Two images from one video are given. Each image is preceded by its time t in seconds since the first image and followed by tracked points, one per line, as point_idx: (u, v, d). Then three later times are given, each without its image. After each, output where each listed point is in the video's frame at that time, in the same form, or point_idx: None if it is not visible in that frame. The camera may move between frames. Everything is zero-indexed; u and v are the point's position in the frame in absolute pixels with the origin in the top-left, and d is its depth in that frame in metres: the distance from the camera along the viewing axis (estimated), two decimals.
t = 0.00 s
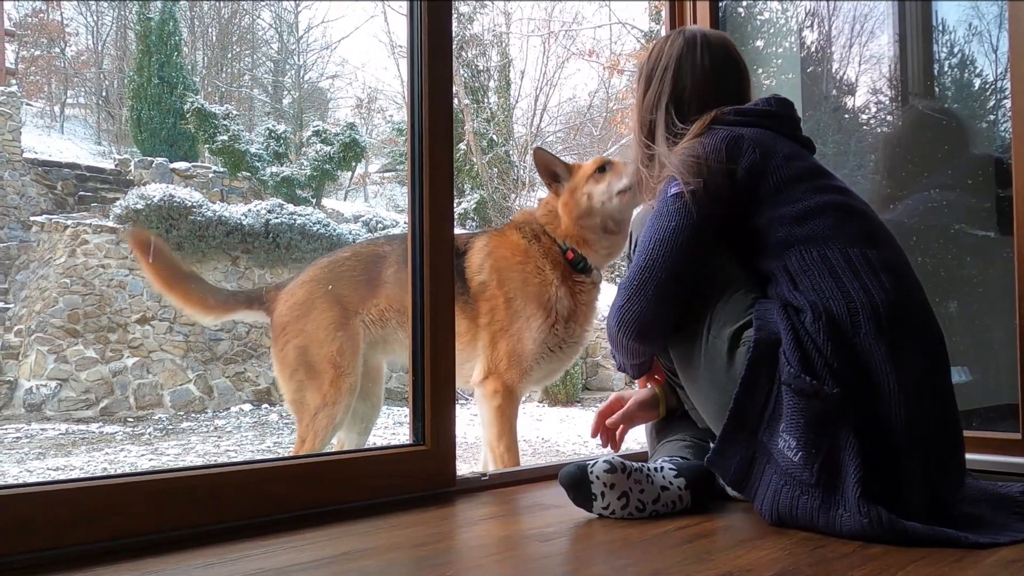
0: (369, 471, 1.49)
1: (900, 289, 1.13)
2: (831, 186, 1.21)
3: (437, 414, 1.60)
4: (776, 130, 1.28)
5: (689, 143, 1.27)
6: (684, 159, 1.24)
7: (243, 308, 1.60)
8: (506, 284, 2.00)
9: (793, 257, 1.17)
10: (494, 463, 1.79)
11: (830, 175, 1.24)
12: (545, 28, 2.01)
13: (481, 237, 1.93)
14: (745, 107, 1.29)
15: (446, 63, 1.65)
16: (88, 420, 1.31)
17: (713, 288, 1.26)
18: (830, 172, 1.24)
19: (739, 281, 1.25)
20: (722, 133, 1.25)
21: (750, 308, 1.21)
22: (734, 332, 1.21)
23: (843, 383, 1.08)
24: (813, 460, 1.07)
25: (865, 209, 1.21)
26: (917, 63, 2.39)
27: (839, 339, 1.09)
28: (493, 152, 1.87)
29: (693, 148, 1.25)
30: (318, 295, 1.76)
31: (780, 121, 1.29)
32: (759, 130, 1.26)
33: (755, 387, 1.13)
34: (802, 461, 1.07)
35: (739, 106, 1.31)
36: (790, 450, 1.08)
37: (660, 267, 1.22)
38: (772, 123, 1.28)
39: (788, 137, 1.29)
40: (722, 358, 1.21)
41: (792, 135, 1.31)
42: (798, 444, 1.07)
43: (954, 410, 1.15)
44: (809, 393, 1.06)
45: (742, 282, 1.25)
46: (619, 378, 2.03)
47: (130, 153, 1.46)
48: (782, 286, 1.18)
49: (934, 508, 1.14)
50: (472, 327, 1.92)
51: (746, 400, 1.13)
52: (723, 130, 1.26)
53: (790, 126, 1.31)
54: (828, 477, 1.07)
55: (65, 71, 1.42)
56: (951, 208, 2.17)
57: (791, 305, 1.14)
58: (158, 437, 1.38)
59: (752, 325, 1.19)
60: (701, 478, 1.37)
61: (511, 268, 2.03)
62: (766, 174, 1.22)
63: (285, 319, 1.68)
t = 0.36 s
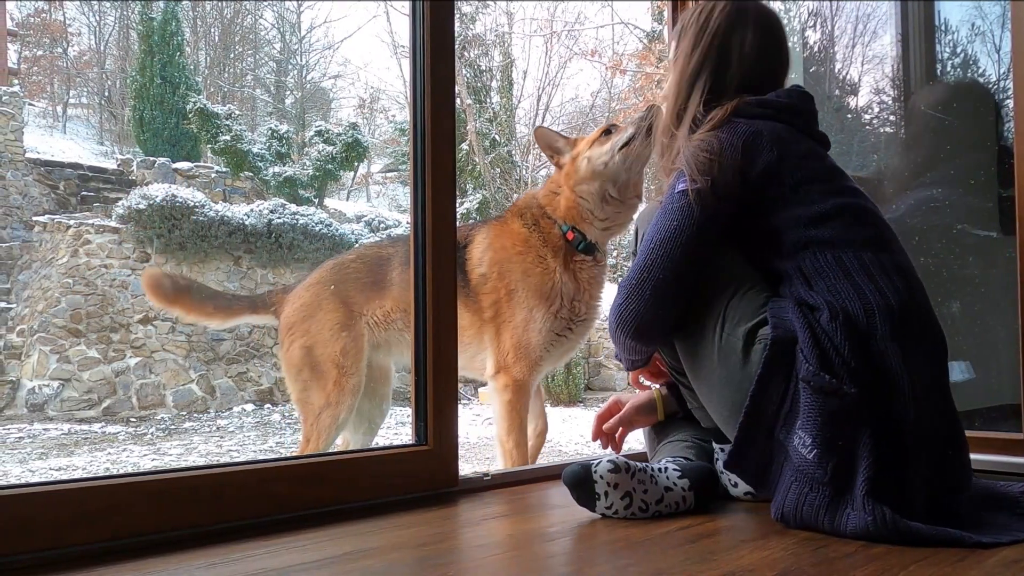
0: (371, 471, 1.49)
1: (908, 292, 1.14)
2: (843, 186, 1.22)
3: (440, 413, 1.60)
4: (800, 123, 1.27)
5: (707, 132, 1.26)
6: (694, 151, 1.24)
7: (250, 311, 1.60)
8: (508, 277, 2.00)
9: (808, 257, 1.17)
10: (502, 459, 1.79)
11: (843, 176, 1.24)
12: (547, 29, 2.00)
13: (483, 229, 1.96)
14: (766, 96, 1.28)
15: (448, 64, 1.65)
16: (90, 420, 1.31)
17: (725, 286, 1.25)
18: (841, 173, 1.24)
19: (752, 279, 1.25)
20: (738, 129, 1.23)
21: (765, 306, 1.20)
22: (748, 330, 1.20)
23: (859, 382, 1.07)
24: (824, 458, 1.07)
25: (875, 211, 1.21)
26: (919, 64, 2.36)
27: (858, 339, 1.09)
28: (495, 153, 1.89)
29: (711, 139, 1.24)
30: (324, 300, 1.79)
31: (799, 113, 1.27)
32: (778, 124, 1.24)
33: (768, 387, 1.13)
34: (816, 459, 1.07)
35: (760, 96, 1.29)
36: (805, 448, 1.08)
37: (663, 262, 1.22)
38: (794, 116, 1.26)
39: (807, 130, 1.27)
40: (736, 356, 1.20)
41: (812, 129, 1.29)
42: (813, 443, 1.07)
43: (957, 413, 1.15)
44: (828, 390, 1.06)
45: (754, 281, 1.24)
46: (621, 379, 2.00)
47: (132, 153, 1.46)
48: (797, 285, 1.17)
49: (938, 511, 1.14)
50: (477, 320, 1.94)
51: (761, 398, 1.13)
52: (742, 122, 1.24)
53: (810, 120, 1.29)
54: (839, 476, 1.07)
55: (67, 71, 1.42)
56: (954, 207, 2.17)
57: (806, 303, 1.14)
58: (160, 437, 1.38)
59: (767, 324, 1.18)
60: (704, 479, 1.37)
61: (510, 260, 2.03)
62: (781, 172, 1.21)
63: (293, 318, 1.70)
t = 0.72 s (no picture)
0: (374, 472, 1.49)
1: (919, 296, 1.14)
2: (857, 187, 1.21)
3: (443, 414, 1.60)
4: (818, 115, 1.25)
5: (722, 129, 1.24)
6: (708, 149, 1.22)
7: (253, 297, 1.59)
8: (513, 286, 1.99)
9: (818, 259, 1.16)
10: (503, 458, 1.78)
11: (859, 177, 1.22)
12: (550, 29, 2.02)
13: (485, 240, 1.98)
14: (785, 90, 1.25)
15: (449, 65, 1.65)
16: (93, 420, 1.31)
17: (731, 283, 1.24)
18: (859, 174, 1.23)
19: (758, 278, 1.24)
20: (755, 126, 1.21)
21: (772, 306, 1.20)
22: (754, 331, 1.20)
23: (864, 385, 1.08)
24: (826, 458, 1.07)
25: (889, 212, 1.20)
26: (922, 64, 2.35)
27: (863, 342, 1.09)
28: (498, 152, 1.89)
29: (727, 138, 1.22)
30: (331, 300, 1.80)
31: (817, 106, 1.25)
32: (798, 118, 1.23)
33: (772, 389, 1.13)
34: (819, 461, 1.08)
35: (781, 89, 1.26)
36: (808, 450, 1.09)
37: (665, 258, 1.23)
38: (812, 110, 1.24)
39: (825, 124, 1.26)
40: (743, 356, 1.20)
41: (832, 122, 1.27)
42: (816, 446, 1.08)
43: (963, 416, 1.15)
44: (833, 394, 1.06)
45: (762, 279, 1.24)
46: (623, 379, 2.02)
47: (134, 153, 1.46)
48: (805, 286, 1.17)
49: (942, 513, 1.14)
50: (482, 331, 1.91)
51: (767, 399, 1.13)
52: (759, 118, 1.22)
53: (830, 115, 1.27)
54: (841, 478, 1.08)
55: (70, 70, 1.43)
56: (955, 207, 2.18)
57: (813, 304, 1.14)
58: (163, 437, 1.38)
59: (774, 324, 1.18)
60: (708, 480, 1.37)
61: (516, 269, 2.01)
62: (797, 171, 1.20)
63: (299, 317, 1.71)
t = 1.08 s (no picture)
0: (376, 472, 1.49)
1: (923, 298, 1.12)
2: (867, 185, 1.19)
3: (444, 415, 1.60)
4: (829, 116, 1.22)
5: (727, 125, 1.24)
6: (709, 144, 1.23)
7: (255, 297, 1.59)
8: (516, 287, 1.97)
9: (820, 261, 1.16)
10: (510, 457, 1.78)
11: (869, 175, 1.20)
12: (553, 29, 2.01)
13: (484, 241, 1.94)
14: (797, 87, 1.23)
15: (450, 66, 1.65)
16: (95, 420, 1.31)
17: (731, 283, 1.24)
18: (869, 172, 1.20)
19: (758, 277, 1.24)
20: (758, 122, 1.20)
21: (770, 307, 1.20)
22: (751, 332, 1.20)
23: (860, 388, 1.08)
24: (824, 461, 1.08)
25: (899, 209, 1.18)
26: (925, 63, 2.35)
27: (861, 345, 1.09)
28: (500, 152, 1.88)
29: (731, 135, 1.21)
30: (336, 297, 1.76)
31: (830, 103, 1.22)
32: (806, 116, 1.20)
33: (769, 391, 1.13)
34: (816, 465, 1.08)
35: (793, 86, 1.24)
36: (805, 454, 1.09)
37: (658, 251, 1.27)
38: (825, 109, 1.22)
39: (837, 123, 1.23)
40: (739, 357, 1.21)
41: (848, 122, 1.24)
42: (812, 450, 1.08)
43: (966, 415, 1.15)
44: (828, 397, 1.07)
45: (762, 279, 1.23)
46: (625, 378, 2.03)
47: (137, 153, 1.46)
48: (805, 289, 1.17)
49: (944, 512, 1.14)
50: (485, 333, 1.90)
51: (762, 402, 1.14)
52: (765, 115, 1.21)
53: (845, 114, 1.24)
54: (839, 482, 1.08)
55: (72, 71, 1.43)
56: (958, 208, 2.18)
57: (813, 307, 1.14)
58: (165, 437, 1.38)
59: (771, 326, 1.18)
60: (710, 480, 1.37)
61: (519, 271, 2.00)
62: (798, 172, 1.19)
63: (303, 319, 1.69)
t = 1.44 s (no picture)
0: (378, 472, 1.49)
1: (922, 298, 1.11)
2: (869, 182, 1.17)
3: (447, 415, 1.60)
4: (833, 113, 1.20)
5: (729, 125, 1.24)
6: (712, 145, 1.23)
7: (258, 297, 1.59)
8: (524, 291, 1.91)
9: (818, 262, 1.16)
10: (514, 457, 1.79)
11: (873, 172, 1.18)
12: (555, 28, 2.02)
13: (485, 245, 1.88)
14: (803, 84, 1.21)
15: (454, 67, 1.65)
16: (97, 420, 1.32)
17: (726, 286, 1.25)
18: (873, 169, 1.18)
19: (755, 279, 1.24)
20: (761, 121, 1.20)
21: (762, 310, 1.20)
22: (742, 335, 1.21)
23: (851, 391, 1.08)
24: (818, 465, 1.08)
25: (902, 207, 1.17)
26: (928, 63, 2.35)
27: (851, 348, 1.10)
28: (502, 153, 1.90)
29: (732, 135, 1.21)
30: (334, 299, 1.74)
31: (840, 101, 1.20)
32: (809, 114, 1.19)
33: (761, 393, 1.14)
34: (808, 469, 1.08)
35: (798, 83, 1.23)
36: (797, 459, 1.09)
37: (661, 254, 1.27)
38: (830, 107, 1.19)
39: (847, 122, 1.20)
40: (730, 359, 1.21)
41: (855, 121, 1.21)
42: (803, 454, 1.08)
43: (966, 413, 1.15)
44: (812, 402, 1.07)
45: (757, 281, 1.23)
46: (627, 377, 2.03)
47: (139, 153, 1.46)
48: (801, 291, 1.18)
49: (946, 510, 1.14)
50: (490, 338, 1.86)
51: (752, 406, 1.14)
52: (769, 114, 1.20)
53: (852, 112, 1.21)
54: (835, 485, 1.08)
55: (75, 71, 1.45)
56: (960, 208, 2.18)
57: (806, 310, 1.15)
58: (168, 436, 1.37)
59: (761, 329, 1.18)
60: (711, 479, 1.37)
61: (524, 273, 1.94)
62: (794, 175, 1.18)
63: (303, 322, 1.69)
